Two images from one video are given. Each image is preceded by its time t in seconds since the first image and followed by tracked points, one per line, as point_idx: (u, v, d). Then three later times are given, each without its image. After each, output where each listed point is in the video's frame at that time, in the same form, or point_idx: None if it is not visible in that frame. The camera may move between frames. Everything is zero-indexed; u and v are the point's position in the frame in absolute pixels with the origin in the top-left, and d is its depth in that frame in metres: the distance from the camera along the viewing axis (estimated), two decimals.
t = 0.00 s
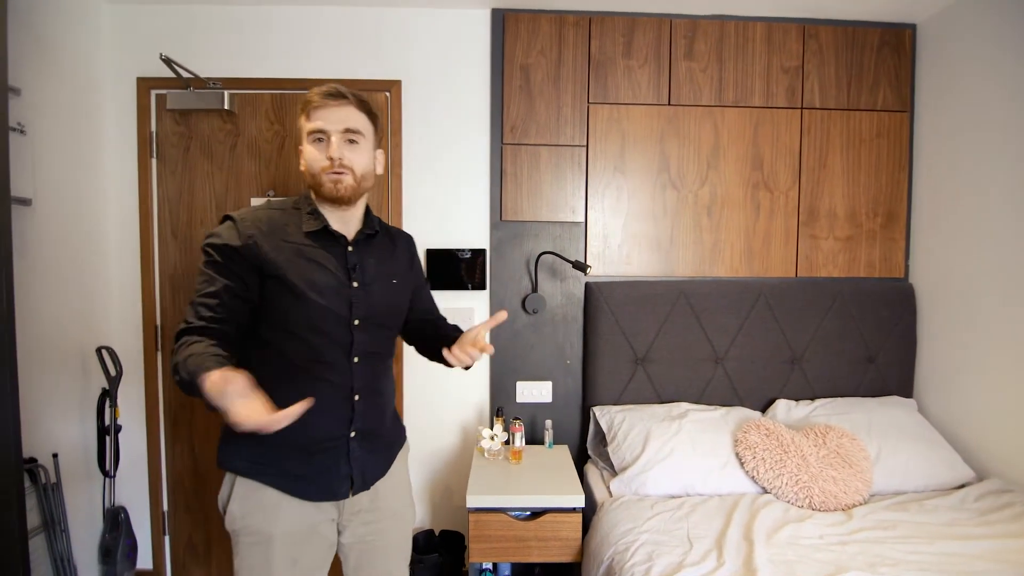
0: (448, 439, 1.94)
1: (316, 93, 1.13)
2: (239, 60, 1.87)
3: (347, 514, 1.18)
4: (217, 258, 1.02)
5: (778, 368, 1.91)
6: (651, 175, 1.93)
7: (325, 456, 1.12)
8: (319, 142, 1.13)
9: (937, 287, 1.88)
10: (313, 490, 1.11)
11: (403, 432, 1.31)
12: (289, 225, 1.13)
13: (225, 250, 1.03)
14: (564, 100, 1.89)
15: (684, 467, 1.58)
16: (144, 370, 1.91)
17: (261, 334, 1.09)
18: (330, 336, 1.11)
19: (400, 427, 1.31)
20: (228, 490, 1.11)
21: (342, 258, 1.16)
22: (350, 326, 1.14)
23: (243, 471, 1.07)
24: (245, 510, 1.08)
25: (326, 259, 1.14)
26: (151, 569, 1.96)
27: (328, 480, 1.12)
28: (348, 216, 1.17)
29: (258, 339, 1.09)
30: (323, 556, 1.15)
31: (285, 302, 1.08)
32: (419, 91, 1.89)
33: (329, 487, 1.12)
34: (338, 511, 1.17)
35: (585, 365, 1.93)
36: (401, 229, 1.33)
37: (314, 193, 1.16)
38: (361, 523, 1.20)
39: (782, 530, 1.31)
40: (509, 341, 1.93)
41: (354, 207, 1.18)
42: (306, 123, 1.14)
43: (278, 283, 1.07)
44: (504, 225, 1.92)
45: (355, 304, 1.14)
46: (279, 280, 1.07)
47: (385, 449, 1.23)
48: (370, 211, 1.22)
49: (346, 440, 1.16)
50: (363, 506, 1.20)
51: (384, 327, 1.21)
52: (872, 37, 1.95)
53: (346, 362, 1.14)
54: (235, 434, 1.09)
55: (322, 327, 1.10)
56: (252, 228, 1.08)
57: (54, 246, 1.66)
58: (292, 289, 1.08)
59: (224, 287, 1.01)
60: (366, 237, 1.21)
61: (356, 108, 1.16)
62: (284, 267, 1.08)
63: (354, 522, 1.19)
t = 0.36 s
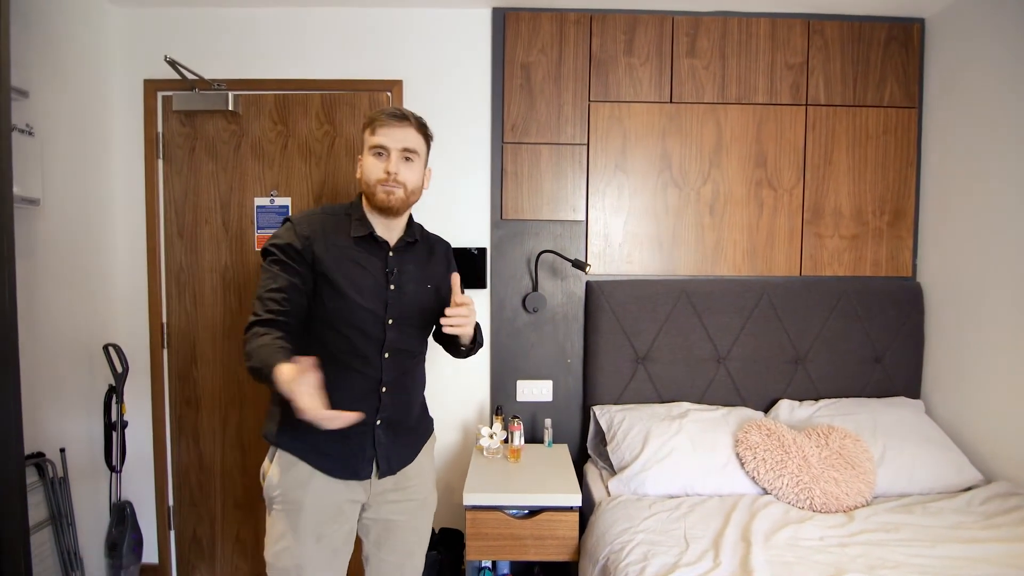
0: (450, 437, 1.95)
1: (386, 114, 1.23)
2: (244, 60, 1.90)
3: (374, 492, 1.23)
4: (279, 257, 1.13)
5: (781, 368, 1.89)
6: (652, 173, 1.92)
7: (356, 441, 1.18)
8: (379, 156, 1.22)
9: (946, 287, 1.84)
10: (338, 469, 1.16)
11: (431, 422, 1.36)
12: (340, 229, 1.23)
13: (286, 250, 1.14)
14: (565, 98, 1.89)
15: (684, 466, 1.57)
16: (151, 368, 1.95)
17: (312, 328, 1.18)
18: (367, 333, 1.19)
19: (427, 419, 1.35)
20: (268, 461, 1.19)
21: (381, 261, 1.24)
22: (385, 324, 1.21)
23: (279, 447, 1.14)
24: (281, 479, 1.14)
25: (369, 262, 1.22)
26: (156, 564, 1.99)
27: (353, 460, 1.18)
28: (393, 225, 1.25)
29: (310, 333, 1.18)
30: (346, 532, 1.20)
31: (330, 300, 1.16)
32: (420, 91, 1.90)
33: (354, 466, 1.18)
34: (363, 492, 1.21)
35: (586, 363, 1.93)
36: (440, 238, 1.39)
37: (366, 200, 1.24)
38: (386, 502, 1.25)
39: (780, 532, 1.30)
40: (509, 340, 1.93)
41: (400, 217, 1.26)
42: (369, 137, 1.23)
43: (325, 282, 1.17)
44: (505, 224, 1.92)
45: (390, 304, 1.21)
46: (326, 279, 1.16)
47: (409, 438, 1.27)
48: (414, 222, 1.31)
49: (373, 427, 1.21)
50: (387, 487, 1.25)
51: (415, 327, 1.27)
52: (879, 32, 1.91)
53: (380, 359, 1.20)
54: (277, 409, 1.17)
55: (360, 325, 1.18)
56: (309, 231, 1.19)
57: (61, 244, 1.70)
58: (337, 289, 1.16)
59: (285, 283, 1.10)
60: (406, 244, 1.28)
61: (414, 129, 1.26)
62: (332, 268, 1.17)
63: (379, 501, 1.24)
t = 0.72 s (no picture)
0: (443, 436, 1.95)
1: (390, 116, 1.26)
2: (241, 62, 1.92)
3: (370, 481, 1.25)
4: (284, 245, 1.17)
5: (774, 368, 1.89)
6: (644, 172, 1.92)
7: (352, 426, 1.20)
8: (382, 155, 1.25)
9: (939, 286, 1.84)
10: (334, 453, 1.18)
11: (429, 418, 1.38)
12: (345, 221, 1.27)
13: (291, 238, 1.18)
14: (558, 99, 1.90)
15: (675, 465, 1.57)
16: (148, 366, 1.97)
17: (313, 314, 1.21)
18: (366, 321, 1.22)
19: (424, 413, 1.37)
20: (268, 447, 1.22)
21: (383, 253, 1.27)
22: (384, 314, 1.24)
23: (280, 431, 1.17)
24: (283, 464, 1.17)
25: (373, 254, 1.26)
26: (153, 560, 2.01)
27: (349, 446, 1.19)
28: (397, 221, 1.29)
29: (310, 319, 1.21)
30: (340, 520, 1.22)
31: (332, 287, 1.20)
32: (414, 92, 1.91)
33: (348, 451, 1.19)
34: (357, 477, 1.24)
35: (579, 363, 1.94)
36: (441, 237, 1.43)
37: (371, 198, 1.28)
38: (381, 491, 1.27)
39: (769, 530, 1.30)
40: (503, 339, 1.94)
41: (404, 214, 1.30)
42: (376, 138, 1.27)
43: (327, 270, 1.21)
44: (499, 224, 1.93)
45: (390, 294, 1.25)
46: (329, 267, 1.21)
47: (406, 432, 1.29)
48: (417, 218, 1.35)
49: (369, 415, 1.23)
50: (380, 477, 1.26)
51: (413, 318, 1.30)
52: (872, 32, 1.91)
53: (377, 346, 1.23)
54: (280, 396, 1.21)
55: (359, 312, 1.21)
56: (315, 222, 1.23)
57: (59, 244, 1.72)
58: (338, 276, 1.20)
59: (289, 267, 1.14)
60: (409, 240, 1.32)
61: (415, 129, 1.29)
62: (335, 255, 1.21)
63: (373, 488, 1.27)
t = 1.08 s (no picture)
0: (441, 438, 1.96)
1: (403, 122, 1.26)
2: (241, 65, 1.93)
3: (354, 489, 1.25)
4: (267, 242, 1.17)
5: (772, 370, 1.89)
6: (642, 174, 1.93)
7: (340, 430, 1.21)
8: (390, 163, 1.25)
9: (937, 288, 1.84)
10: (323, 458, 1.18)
11: (416, 421, 1.39)
12: (332, 222, 1.27)
13: (275, 237, 1.18)
14: (556, 102, 1.91)
15: (672, 467, 1.57)
16: (148, 368, 1.98)
17: (297, 314, 1.21)
18: (352, 320, 1.22)
19: (411, 416, 1.37)
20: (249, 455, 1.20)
21: (369, 254, 1.27)
22: (370, 313, 1.24)
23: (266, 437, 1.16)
24: (264, 472, 1.16)
25: (358, 253, 1.26)
26: (152, 562, 2.01)
27: (339, 450, 1.20)
28: (386, 224, 1.30)
29: (294, 320, 1.21)
30: (325, 529, 1.22)
31: (316, 285, 1.20)
32: (412, 95, 1.93)
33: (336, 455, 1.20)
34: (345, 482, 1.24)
35: (577, 364, 1.94)
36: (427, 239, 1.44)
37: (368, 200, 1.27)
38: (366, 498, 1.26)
39: (766, 532, 1.30)
40: (501, 341, 1.94)
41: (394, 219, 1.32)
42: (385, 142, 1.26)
43: (312, 268, 1.21)
44: (496, 225, 1.94)
45: (377, 294, 1.24)
46: (313, 265, 1.21)
47: (394, 433, 1.29)
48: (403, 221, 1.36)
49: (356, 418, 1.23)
50: (367, 483, 1.26)
51: (401, 319, 1.30)
52: (869, 35, 1.92)
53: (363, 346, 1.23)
54: (265, 402, 1.19)
55: (345, 310, 1.21)
56: (300, 222, 1.23)
57: (59, 245, 1.73)
58: (323, 273, 1.20)
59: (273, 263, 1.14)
60: (397, 241, 1.33)
61: (422, 141, 1.30)
62: (320, 255, 1.21)
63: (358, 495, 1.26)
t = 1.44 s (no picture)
0: (445, 442, 1.97)
1: (438, 174, 1.08)
2: (248, 72, 1.95)
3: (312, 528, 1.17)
4: (236, 280, 0.92)
5: (775, 375, 1.89)
6: (645, 180, 1.94)
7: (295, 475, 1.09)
8: (412, 217, 1.08)
9: (939, 293, 1.85)
10: (276, 505, 1.07)
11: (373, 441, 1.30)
12: (301, 244, 1.03)
13: (238, 272, 0.93)
14: (559, 108, 1.92)
15: (676, 472, 1.57)
16: (153, 372, 1.99)
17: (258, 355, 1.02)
18: (324, 363, 1.07)
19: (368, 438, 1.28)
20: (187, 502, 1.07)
21: (344, 284, 1.09)
22: (343, 353, 1.09)
23: (211, 484, 1.03)
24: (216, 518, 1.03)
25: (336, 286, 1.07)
26: (156, 565, 2.02)
27: (293, 492, 1.08)
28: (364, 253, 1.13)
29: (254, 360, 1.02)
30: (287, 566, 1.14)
31: (290, 328, 1.02)
32: (417, 101, 1.95)
33: (300, 496, 1.09)
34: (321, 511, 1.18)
35: (581, 369, 1.95)
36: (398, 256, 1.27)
37: (362, 233, 1.06)
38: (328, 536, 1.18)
39: (770, 537, 1.30)
40: (504, 345, 1.95)
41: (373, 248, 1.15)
42: (415, 187, 1.05)
43: (285, 308, 1.01)
44: (500, 230, 1.95)
45: (352, 332, 1.10)
46: (287, 305, 1.01)
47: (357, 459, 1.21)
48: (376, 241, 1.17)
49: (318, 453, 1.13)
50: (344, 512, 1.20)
51: (368, 352, 1.17)
52: (870, 43, 1.94)
53: (333, 388, 1.10)
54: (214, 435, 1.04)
55: (316, 355, 1.05)
56: (266, 245, 0.98)
57: (68, 250, 1.74)
58: (301, 316, 1.02)
59: (252, 315, 0.93)
60: (369, 262, 1.14)
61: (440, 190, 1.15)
62: (293, 291, 1.01)
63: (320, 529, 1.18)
